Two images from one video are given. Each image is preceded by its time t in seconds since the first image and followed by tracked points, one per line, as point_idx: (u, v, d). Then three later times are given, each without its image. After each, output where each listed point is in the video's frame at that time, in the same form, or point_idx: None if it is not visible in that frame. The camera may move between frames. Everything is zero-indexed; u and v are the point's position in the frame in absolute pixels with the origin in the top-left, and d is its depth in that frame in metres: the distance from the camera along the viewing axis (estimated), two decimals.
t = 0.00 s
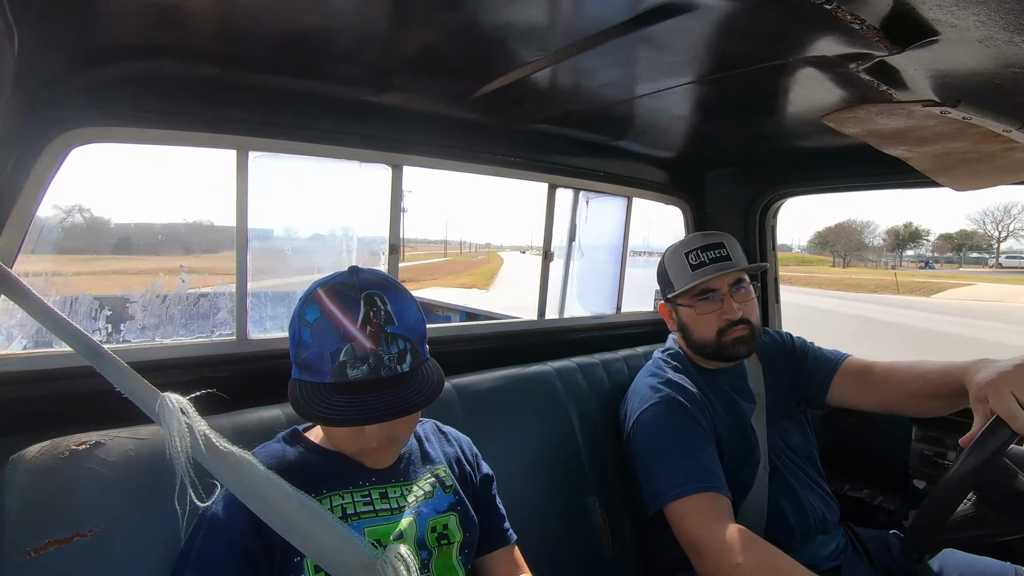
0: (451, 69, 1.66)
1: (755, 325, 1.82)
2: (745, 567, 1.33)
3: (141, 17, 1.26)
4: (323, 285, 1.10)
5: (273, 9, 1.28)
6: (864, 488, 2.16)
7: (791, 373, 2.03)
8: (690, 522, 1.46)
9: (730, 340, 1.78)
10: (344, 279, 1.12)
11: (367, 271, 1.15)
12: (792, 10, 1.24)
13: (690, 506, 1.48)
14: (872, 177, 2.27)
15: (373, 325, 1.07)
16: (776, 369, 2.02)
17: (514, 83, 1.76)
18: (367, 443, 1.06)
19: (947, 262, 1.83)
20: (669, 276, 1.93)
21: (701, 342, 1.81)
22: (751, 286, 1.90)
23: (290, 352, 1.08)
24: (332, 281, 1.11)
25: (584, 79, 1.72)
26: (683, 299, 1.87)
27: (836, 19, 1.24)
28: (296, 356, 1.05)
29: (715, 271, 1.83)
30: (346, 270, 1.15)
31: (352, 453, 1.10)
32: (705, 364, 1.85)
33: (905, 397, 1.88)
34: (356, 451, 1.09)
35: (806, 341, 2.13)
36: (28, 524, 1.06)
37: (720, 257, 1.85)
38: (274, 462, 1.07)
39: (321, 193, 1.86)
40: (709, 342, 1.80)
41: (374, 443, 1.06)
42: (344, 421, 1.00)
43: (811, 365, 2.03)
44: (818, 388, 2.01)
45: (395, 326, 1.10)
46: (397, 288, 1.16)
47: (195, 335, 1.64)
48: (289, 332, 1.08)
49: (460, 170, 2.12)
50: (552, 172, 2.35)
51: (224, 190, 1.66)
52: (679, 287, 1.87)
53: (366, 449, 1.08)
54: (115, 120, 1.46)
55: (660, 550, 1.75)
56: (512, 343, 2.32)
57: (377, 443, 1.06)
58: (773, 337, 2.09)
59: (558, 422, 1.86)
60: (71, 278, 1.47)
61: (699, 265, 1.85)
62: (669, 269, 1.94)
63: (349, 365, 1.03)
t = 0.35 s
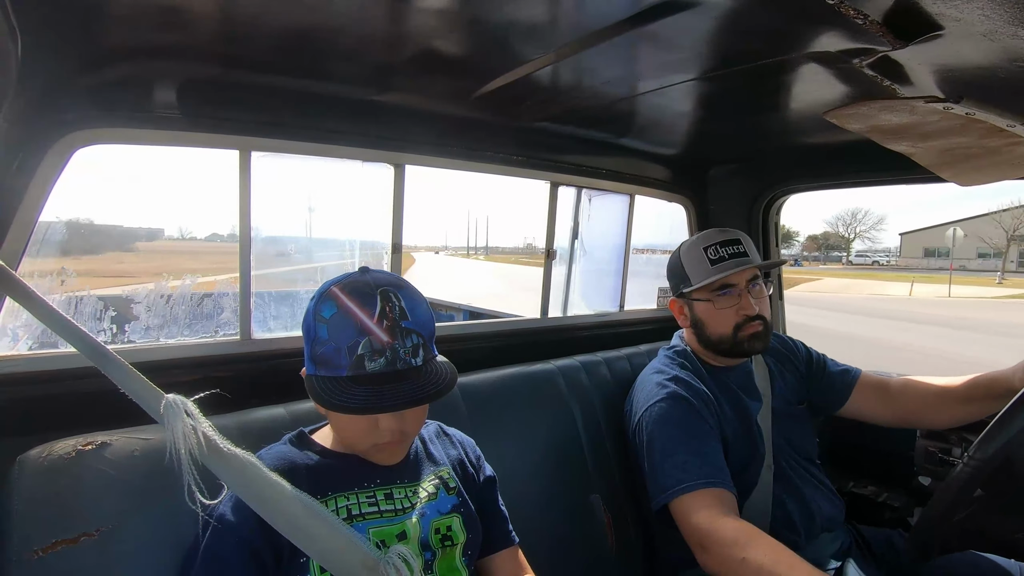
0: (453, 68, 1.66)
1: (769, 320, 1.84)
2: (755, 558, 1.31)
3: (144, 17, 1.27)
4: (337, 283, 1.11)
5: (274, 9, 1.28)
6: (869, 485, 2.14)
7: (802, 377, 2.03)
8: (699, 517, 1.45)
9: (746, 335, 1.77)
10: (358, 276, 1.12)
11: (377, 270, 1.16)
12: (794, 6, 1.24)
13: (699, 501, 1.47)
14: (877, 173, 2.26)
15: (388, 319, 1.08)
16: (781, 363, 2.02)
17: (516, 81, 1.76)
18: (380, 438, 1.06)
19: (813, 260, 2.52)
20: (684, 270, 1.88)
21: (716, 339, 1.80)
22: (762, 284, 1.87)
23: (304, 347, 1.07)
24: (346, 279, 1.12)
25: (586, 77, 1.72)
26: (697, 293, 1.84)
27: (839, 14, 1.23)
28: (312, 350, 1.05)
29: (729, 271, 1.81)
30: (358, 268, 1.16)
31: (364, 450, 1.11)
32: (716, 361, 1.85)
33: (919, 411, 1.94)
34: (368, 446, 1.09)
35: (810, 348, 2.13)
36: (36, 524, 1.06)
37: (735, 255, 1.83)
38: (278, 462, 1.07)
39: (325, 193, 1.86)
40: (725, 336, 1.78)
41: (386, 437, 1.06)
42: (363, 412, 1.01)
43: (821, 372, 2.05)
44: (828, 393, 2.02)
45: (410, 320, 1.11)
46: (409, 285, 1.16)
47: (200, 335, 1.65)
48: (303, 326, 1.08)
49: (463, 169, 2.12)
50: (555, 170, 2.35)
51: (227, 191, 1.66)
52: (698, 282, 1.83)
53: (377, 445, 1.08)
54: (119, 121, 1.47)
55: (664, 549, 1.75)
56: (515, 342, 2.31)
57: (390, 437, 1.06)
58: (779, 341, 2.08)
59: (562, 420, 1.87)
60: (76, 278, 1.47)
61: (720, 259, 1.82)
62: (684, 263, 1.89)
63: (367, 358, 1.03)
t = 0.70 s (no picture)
0: (455, 70, 1.66)
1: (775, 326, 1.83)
2: (756, 563, 1.30)
3: (147, 21, 1.27)
4: (343, 290, 1.11)
5: (277, 12, 1.28)
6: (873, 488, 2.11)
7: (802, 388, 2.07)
8: (700, 520, 1.44)
9: (754, 341, 1.77)
10: (363, 284, 1.13)
11: (383, 277, 1.17)
12: (796, 7, 1.24)
13: (699, 505, 1.47)
14: (878, 175, 2.26)
15: (395, 329, 1.08)
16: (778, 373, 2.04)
17: (517, 84, 1.77)
18: (388, 443, 1.06)
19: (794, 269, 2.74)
20: (689, 277, 1.88)
21: (725, 344, 1.79)
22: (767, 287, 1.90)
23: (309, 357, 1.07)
24: (350, 287, 1.12)
25: (588, 79, 1.72)
26: (704, 301, 1.83)
27: (840, 15, 1.23)
28: (317, 359, 1.05)
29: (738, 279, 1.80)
30: (363, 276, 1.16)
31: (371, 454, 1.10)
32: (720, 365, 1.84)
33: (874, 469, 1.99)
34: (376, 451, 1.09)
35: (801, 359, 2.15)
36: (38, 528, 1.06)
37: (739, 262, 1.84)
38: (284, 464, 1.08)
39: (327, 195, 1.86)
40: (732, 343, 1.77)
41: (395, 443, 1.06)
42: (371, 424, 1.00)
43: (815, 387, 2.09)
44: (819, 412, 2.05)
45: (416, 329, 1.11)
46: (414, 292, 1.16)
47: (201, 338, 1.65)
48: (308, 334, 1.08)
49: (464, 171, 2.13)
50: (556, 172, 2.35)
51: (229, 193, 1.67)
52: (704, 288, 1.83)
53: (385, 450, 1.08)
54: (122, 124, 1.47)
55: (668, 552, 1.74)
56: (517, 344, 2.31)
57: (398, 443, 1.06)
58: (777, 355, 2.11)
59: (564, 423, 1.86)
60: (79, 280, 1.47)
61: (725, 266, 1.83)
62: (689, 269, 1.89)
63: (374, 368, 1.03)
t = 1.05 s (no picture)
0: (451, 72, 1.66)
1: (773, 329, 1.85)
2: (754, 561, 1.29)
3: (143, 24, 1.27)
4: (338, 280, 1.14)
5: (272, 15, 1.28)
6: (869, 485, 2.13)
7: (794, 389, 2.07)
8: (696, 518, 1.43)
9: (756, 343, 1.78)
10: (358, 276, 1.15)
11: (376, 272, 1.19)
12: (791, 6, 1.24)
13: (696, 502, 1.46)
14: (872, 173, 2.28)
15: (386, 312, 1.10)
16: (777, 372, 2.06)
17: (513, 85, 1.77)
18: (377, 429, 1.05)
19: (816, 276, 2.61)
20: (696, 275, 1.85)
21: (728, 346, 1.78)
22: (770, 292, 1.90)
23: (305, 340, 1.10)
24: (345, 278, 1.15)
25: (583, 80, 1.73)
26: (710, 301, 1.80)
27: (833, 14, 1.24)
28: (312, 342, 1.08)
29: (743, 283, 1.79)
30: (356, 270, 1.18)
31: (359, 446, 1.10)
32: (712, 365, 1.84)
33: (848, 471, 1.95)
34: (364, 442, 1.08)
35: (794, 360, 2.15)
36: (35, 533, 1.06)
37: (741, 266, 1.86)
38: (274, 461, 1.09)
39: (324, 196, 1.86)
40: (737, 344, 1.77)
41: (383, 428, 1.06)
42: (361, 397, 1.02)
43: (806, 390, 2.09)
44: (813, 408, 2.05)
45: (407, 315, 1.13)
46: (406, 284, 1.19)
47: (198, 342, 1.64)
48: (304, 318, 1.11)
49: (461, 173, 2.12)
50: (553, 173, 2.35)
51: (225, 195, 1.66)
52: (713, 289, 1.81)
53: (373, 438, 1.07)
54: (117, 128, 1.46)
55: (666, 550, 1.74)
56: (516, 345, 2.31)
57: (387, 428, 1.06)
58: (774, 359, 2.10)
59: (561, 424, 1.86)
60: (73, 284, 1.46)
61: (733, 267, 1.84)
62: (697, 267, 1.86)
63: (365, 348, 1.05)
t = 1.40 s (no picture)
0: (442, 72, 1.66)
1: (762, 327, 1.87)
2: (746, 556, 1.29)
3: (130, 22, 1.25)
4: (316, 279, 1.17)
5: (261, 14, 1.27)
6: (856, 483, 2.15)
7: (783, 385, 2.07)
8: (689, 515, 1.42)
9: (745, 341, 1.79)
10: (335, 275, 1.18)
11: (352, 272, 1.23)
12: (780, 10, 1.25)
13: (690, 499, 1.45)
14: (858, 175, 2.31)
15: (361, 302, 1.12)
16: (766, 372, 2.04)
17: (504, 86, 1.77)
18: (361, 421, 1.06)
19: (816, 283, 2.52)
20: (685, 276, 1.86)
21: (717, 344, 1.79)
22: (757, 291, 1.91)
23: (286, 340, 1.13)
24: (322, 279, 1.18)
25: (575, 81, 1.73)
26: (699, 301, 1.82)
27: (821, 18, 1.25)
28: (292, 340, 1.11)
29: (732, 282, 1.80)
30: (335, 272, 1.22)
31: (346, 443, 1.10)
32: (704, 365, 1.85)
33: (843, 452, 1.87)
34: (349, 437, 1.08)
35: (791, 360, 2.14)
36: (19, 536, 1.04)
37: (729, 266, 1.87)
38: (264, 463, 1.09)
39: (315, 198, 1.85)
40: (725, 342, 1.79)
41: (368, 420, 1.06)
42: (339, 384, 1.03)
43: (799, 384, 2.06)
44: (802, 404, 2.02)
45: (383, 306, 1.15)
46: (382, 279, 1.21)
47: (185, 343, 1.62)
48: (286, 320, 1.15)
49: (452, 173, 2.12)
50: (543, 174, 2.35)
51: (213, 195, 1.65)
52: (702, 289, 1.82)
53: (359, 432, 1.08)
54: (104, 127, 1.45)
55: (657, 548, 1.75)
56: (506, 346, 2.31)
57: (371, 420, 1.07)
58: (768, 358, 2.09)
59: (552, 424, 1.86)
60: (58, 284, 1.44)
61: (722, 267, 1.85)
62: (686, 268, 1.87)
63: (342, 338, 1.08)
